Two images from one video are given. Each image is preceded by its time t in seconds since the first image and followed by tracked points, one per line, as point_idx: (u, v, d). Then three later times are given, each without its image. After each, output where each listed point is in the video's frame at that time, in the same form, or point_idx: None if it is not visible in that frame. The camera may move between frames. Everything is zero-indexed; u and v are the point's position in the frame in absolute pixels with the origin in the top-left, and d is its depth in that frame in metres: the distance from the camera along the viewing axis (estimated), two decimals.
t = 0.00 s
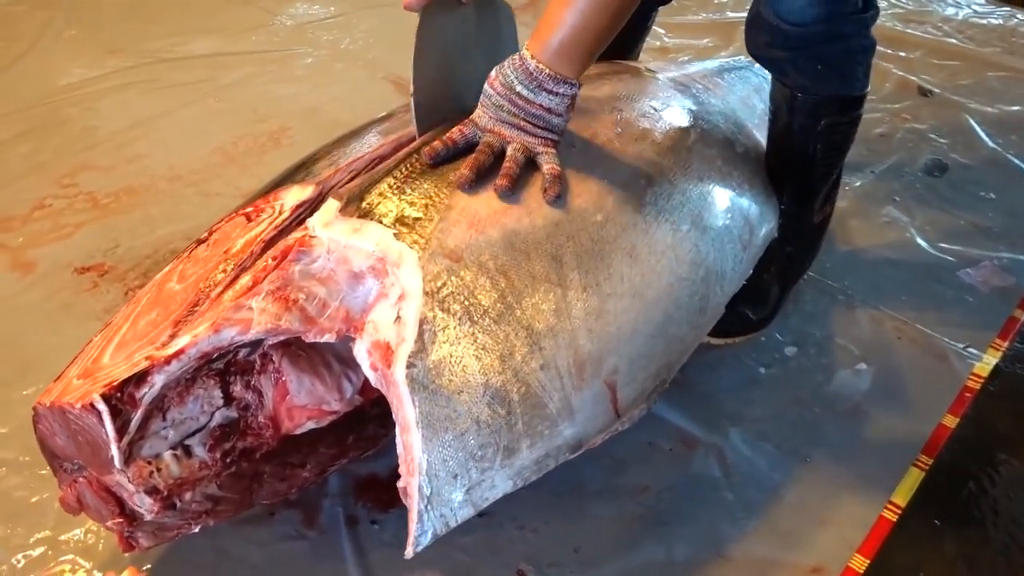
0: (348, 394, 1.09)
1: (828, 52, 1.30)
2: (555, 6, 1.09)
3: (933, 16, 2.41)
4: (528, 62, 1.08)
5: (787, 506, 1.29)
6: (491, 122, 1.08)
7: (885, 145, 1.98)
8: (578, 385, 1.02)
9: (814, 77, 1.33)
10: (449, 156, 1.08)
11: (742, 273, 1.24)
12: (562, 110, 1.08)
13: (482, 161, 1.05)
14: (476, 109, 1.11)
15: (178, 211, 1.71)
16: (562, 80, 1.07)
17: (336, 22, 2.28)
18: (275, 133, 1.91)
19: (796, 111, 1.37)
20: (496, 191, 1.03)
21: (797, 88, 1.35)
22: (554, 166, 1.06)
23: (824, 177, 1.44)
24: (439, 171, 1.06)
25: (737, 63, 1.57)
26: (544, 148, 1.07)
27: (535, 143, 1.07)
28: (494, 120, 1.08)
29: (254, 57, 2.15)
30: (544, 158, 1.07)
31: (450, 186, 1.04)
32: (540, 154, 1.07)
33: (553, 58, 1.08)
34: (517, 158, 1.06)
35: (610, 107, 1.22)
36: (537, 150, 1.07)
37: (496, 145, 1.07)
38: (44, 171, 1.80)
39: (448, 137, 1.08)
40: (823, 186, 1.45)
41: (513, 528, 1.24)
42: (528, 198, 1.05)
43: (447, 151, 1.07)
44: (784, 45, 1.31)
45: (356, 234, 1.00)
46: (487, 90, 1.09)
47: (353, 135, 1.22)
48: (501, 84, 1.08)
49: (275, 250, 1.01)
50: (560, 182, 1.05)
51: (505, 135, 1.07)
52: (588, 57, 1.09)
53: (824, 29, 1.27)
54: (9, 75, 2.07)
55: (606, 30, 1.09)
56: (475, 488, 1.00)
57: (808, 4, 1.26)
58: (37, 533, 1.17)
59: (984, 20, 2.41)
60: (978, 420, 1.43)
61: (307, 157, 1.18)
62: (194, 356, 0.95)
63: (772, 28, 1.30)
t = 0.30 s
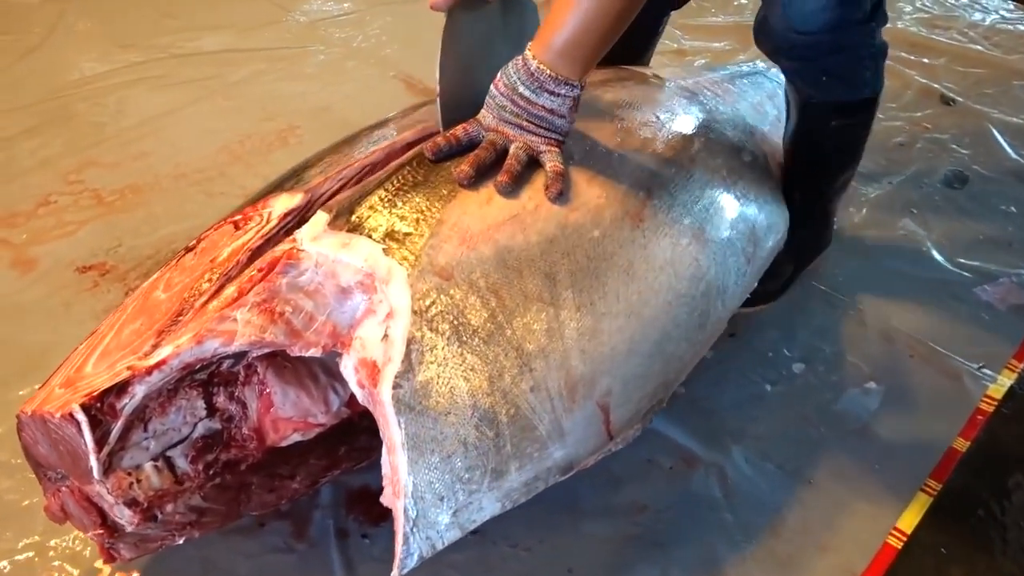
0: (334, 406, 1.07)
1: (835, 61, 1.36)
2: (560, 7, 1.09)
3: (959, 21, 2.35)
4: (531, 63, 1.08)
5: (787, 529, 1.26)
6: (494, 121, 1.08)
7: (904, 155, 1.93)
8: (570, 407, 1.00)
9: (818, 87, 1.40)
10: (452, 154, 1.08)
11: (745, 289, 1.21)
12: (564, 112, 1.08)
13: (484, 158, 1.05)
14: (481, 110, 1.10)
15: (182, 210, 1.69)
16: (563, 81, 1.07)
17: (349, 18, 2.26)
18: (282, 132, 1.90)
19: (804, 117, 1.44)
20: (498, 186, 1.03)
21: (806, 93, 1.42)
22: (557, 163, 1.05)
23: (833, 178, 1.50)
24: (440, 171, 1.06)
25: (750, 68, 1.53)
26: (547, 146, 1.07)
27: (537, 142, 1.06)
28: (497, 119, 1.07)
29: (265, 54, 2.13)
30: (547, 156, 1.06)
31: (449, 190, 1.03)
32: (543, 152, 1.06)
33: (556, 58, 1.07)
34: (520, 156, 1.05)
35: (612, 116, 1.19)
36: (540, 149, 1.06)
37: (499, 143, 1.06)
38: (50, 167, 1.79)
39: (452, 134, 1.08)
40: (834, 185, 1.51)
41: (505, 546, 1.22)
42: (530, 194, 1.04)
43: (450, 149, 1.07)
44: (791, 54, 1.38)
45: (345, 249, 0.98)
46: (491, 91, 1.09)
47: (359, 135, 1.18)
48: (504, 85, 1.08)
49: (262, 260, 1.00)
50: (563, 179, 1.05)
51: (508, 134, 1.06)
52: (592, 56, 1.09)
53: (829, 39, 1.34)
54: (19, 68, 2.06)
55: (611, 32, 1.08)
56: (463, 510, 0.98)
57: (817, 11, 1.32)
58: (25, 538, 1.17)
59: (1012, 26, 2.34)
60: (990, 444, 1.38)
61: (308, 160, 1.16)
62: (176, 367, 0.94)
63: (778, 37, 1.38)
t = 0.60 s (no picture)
0: (322, 459, 0.98)
1: (884, 72, 1.25)
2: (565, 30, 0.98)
3: (991, 36, 2.26)
4: (535, 92, 0.98)
5: None
6: (491, 154, 0.99)
7: (935, 177, 1.85)
8: (572, 466, 0.93)
9: (862, 99, 1.28)
10: (446, 192, 1.00)
11: (765, 328, 1.13)
12: (568, 142, 0.99)
13: (482, 198, 0.97)
14: (472, 143, 1.02)
15: (182, 240, 1.64)
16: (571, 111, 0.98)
17: (359, 38, 2.21)
18: (287, 156, 1.84)
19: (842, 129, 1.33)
20: (500, 227, 0.96)
21: (847, 104, 1.30)
22: (561, 197, 0.98)
23: (870, 194, 1.40)
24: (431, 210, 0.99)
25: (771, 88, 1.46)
26: (551, 179, 0.99)
27: (538, 175, 0.99)
28: (494, 152, 0.99)
29: (273, 76, 2.08)
30: (550, 190, 0.99)
31: (445, 231, 0.96)
32: (545, 185, 0.99)
33: (560, 89, 0.98)
34: (521, 191, 0.98)
35: (621, 144, 1.13)
36: (541, 182, 0.99)
37: (498, 179, 0.99)
38: (49, 194, 1.75)
39: (445, 172, 1.00)
40: (868, 204, 1.41)
41: None
42: (534, 233, 0.97)
43: (444, 188, 0.99)
44: (837, 62, 1.26)
45: (332, 294, 0.92)
46: (486, 121, 0.99)
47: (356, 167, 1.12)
48: (503, 115, 0.98)
49: (245, 305, 0.94)
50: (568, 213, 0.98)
51: (507, 169, 0.99)
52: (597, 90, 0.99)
53: (879, 49, 1.23)
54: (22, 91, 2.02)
55: (623, 63, 0.98)
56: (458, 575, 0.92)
57: (867, 18, 1.20)
58: None
59: None
60: None
61: (300, 194, 1.10)
62: (151, 421, 0.89)
63: (825, 43, 1.25)
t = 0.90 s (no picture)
0: (303, 505, 0.91)
1: (912, 92, 1.18)
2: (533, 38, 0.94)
3: None
4: (500, 109, 0.93)
5: None
6: (472, 186, 0.93)
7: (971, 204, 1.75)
8: (572, 525, 0.86)
9: (890, 118, 1.22)
10: (436, 237, 0.92)
11: (786, 375, 1.05)
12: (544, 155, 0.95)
13: (482, 233, 0.90)
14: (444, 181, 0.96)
15: (181, 254, 1.58)
16: (542, 124, 0.93)
17: (374, 46, 2.14)
18: (294, 168, 1.78)
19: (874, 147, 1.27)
20: (511, 262, 0.89)
21: (877, 122, 1.24)
22: (561, 213, 0.93)
23: (902, 222, 1.32)
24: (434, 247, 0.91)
25: (801, 110, 1.39)
26: (543, 198, 0.94)
27: (527, 196, 0.94)
28: (473, 184, 0.93)
29: (284, 84, 2.02)
30: (547, 209, 0.93)
31: (443, 265, 0.89)
32: (540, 207, 0.93)
33: (524, 100, 0.93)
34: (518, 218, 0.92)
35: (636, 172, 1.06)
36: (534, 203, 0.94)
37: (489, 211, 0.92)
38: (47, 202, 1.69)
39: (429, 216, 0.92)
40: (899, 232, 1.33)
41: None
42: (542, 268, 0.90)
43: (433, 235, 0.91)
44: (864, 79, 1.19)
45: (318, 330, 0.85)
46: (453, 153, 0.94)
47: (355, 190, 1.04)
48: (471, 142, 0.93)
49: (224, 338, 0.87)
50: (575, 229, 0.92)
51: (495, 198, 0.93)
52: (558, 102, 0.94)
53: (907, 69, 1.15)
54: (26, 94, 1.97)
55: (589, 79, 0.94)
56: None
57: (898, 34, 1.12)
58: None
59: None
60: None
61: (291, 220, 1.03)
62: (117, 462, 0.82)
63: (849, 59, 1.19)
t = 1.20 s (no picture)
0: (288, 550, 0.83)
1: (940, 136, 1.14)
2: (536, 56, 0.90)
3: None
4: (498, 129, 0.89)
5: None
6: (472, 213, 0.88)
7: (1001, 217, 1.65)
8: None
9: (917, 158, 1.18)
10: (435, 268, 0.86)
11: (806, 420, 1.00)
12: (546, 179, 0.91)
13: (483, 265, 0.84)
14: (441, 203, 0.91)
15: (176, 262, 1.52)
16: (543, 146, 0.89)
17: (383, 48, 2.08)
18: (296, 173, 1.72)
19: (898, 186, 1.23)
20: (515, 297, 0.83)
21: (901, 159, 1.21)
22: (568, 243, 0.87)
23: (926, 257, 1.28)
24: (434, 279, 0.85)
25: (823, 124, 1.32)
26: (547, 226, 0.88)
27: (530, 224, 0.88)
28: (470, 211, 0.88)
29: (291, 86, 1.96)
30: (553, 237, 0.87)
31: (444, 299, 0.83)
32: (546, 235, 0.88)
33: (524, 121, 0.89)
34: (521, 248, 0.86)
35: (654, 196, 0.99)
36: (538, 230, 0.88)
37: (491, 239, 0.86)
38: (41, 205, 1.63)
39: (428, 246, 0.85)
40: (917, 267, 1.29)
41: None
42: (550, 304, 0.85)
43: (432, 266, 0.85)
44: (892, 116, 1.15)
45: (308, 367, 0.79)
46: (449, 175, 0.90)
47: (353, 208, 0.97)
48: (468, 163, 0.90)
49: (207, 373, 0.81)
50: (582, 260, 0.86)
51: (493, 225, 0.87)
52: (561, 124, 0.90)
53: (938, 113, 1.11)
54: (25, 92, 1.92)
55: (593, 101, 0.90)
56: None
57: (931, 75, 1.08)
58: None
59: None
60: None
61: (284, 235, 0.96)
62: (88, 505, 0.76)
63: (879, 93, 1.15)
